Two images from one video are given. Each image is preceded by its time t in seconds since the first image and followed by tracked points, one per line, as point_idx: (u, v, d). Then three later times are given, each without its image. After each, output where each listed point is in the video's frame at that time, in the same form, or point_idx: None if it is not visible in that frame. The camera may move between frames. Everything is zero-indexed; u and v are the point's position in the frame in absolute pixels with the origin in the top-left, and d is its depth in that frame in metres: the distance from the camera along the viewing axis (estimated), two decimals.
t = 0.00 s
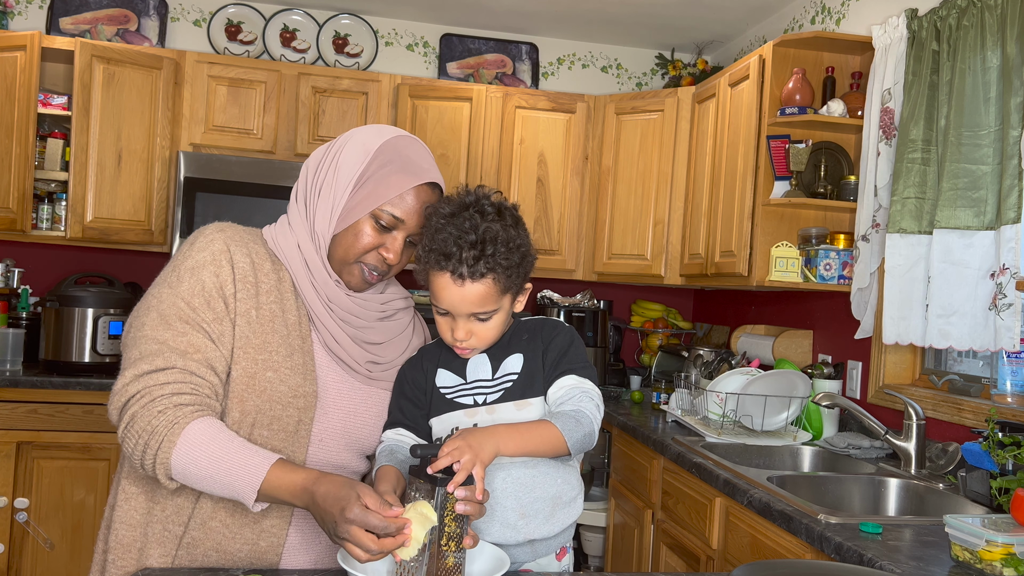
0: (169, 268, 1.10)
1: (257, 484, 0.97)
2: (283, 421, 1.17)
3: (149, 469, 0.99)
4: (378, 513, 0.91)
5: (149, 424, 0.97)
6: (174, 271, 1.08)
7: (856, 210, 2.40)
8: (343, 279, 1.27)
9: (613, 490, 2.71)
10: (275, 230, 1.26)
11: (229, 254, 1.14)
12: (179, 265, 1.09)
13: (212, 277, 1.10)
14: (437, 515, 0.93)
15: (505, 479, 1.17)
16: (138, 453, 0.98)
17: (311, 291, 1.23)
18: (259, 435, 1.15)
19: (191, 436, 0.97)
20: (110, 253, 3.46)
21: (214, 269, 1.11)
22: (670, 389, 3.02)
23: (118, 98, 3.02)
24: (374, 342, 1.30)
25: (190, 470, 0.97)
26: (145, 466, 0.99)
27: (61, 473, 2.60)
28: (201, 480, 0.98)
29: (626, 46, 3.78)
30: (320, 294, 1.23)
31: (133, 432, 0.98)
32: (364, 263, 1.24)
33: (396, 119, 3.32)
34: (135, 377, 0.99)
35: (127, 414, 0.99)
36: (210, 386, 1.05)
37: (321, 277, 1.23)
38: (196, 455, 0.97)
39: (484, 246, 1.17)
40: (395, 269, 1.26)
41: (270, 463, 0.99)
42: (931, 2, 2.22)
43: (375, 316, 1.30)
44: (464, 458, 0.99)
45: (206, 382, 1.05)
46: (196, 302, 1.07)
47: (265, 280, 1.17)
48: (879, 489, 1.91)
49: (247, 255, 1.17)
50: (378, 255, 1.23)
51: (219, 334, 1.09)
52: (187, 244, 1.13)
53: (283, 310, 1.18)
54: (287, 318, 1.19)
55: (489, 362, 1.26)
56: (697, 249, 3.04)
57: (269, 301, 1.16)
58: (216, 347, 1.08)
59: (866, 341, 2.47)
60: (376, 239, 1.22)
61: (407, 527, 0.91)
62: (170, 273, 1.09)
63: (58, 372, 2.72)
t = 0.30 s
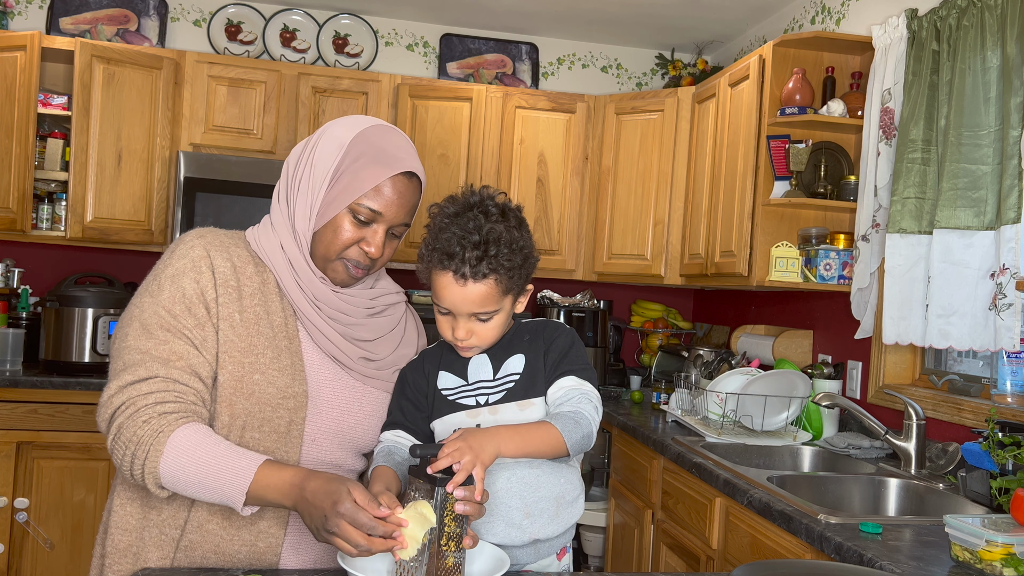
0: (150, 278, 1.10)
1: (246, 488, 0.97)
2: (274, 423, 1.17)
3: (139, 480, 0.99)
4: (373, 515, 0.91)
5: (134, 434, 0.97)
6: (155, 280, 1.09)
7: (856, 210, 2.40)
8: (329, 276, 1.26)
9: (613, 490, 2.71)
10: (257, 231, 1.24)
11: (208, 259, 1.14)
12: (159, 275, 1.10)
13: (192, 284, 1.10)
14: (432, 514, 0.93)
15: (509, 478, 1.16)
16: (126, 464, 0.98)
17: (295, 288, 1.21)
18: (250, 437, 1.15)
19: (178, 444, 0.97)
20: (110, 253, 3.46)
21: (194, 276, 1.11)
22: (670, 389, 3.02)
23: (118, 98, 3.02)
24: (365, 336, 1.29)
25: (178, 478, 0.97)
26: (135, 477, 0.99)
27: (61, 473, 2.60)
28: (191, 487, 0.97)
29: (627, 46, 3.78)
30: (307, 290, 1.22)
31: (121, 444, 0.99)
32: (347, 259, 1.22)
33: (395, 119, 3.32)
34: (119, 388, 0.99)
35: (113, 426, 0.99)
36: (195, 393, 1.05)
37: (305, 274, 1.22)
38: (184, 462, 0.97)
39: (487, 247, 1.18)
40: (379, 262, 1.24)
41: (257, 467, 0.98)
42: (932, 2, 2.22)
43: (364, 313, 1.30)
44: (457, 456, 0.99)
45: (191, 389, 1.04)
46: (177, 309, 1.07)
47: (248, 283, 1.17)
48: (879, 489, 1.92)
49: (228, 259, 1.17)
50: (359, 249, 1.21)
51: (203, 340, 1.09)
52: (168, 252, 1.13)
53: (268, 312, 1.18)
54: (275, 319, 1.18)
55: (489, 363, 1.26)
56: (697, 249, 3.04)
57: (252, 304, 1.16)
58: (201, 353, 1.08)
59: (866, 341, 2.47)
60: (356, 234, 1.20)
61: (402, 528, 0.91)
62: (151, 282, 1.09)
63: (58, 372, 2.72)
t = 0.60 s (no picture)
0: (135, 286, 1.10)
1: (244, 486, 0.97)
2: (267, 423, 1.17)
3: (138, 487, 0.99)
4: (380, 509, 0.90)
5: (131, 440, 0.97)
6: (140, 287, 1.09)
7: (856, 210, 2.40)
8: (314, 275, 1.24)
9: (613, 490, 2.71)
10: (243, 233, 1.24)
11: (192, 264, 1.13)
12: (144, 281, 1.09)
13: (177, 289, 1.09)
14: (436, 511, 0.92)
15: (512, 478, 1.17)
16: (124, 471, 0.98)
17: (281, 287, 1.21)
18: (244, 438, 1.15)
19: (174, 446, 0.98)
20: (110, 253, 3.46)
21: (178, 280, 1.10)
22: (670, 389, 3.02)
23: (118, 98, 3.02)
24: (357, 333, 1.29)
25: (177, 480, 0.97)
26: (133, 484, 0.99)
27: (61, 473, 2.60)
28: (190, 490, 0.97)
29: (626, 46, 3.78)
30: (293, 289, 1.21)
31: (118, 451, 0.99)
32: (330, 257, 1.20)
33: (395, 120, 3.32)
34: (113, 396, 1.00)
35: (110, 434, 0.99)
36: (187, 397, 1.06)
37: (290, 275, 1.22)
38: (182, 463, 0.97)
39: (496, 237, 1.19)
40: (364, 259, 1.21)
41: (251, 466, 0.98)
42: (932, 2, 2.22)
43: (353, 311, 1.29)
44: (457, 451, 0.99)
45: (183, 394, 1.05)
46: (163, 316, 1.06)
47: (234, 285, 1.17)
48: (879, 489, 1.91)
49: (212, 263, 1.16)
50: (342, 246, 1.19)
51: (192, 344, 1.09)
52: (151, 259, 1.13)
53: (255, 314, 1.17)
54: (263, 321, 1.18)
55: (491, 362, 1.26)
56: (697, 249, 3.04)
57: (239, 306, 1.15)
58: (190, 356, 1.08)
59: (866, 341, 2.47)
60: (337, 231, 1.18)
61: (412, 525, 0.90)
62: (136, 289, 1.09)
63: (58, 372, 2.72)
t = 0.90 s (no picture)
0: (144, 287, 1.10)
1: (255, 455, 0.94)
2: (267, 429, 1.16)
3: (150, 473, 0.95)
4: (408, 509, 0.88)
5: (139, 415, 0.94)
6: (148, 286, 1.08)
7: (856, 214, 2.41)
8: (326, 272, 1.22)
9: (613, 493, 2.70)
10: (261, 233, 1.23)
11: (201, 264, 1.12)
12: (153, 280, 1.09)
13: (185, 283, 1.08)
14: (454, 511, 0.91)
15: (528, 485, 1.20)
16: (130, 453, 0.94)
17: (293, 283, 1.17)
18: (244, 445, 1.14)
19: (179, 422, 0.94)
20: (110, 256, 3.46)
21: (188, 277, 1.09)
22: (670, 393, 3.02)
23: (118, 101, 3.02)
24: (368, 330, 1.27)
25: (185, 446, 0.93)
26: (145, 468, 0.95)
27: (61, 477, 2.60)
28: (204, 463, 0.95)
29: (626, 50, 3.78)
30: (304, 284, 1.18)
31: (125, 430, 0.95)
32: (347, 250, 1.18)
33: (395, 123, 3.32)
34: (121, 381, 0.97)
35: (116, 422, 0.96)
36: (195, 374, 1.03)
37: (299, 271, 1.18)
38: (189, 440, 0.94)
39: (564, 228, 1.23)
40: (380, 252, 1.20)
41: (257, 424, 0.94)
42: (931, 6, 2.22)
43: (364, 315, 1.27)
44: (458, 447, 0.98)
45: (192, 372, 1.03)
46: (173, 308, 1.05)
47: (243, 289, 1.14)
48: (879, 493, 1.91)
49: (222, 265, 1.14)
50: (359, 238, 1.18)
51: (203, 337, 1.07)
52: (160, 260, 1.12)
53: (262, 319, 1.16)
54: (270, 328, 1.16)
55: (539, 367, 1.28)
56: (697, 252, 3.05)
57: (247, 311, 1.14)
58: (203, 348, 1.07)
59: (866, 344, 2.47)
60: (353, 222, 1.17)
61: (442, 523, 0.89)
62: (145, 288, 1.08)
63: (57, 375, 2.72)
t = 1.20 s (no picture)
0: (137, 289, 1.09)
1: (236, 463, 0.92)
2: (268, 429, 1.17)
3: (145, 479, 0.95)
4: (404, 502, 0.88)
5: (127, 424, 0.94)
6: (141, 288, 1.08)
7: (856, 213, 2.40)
8: (321, 270, 1.22)
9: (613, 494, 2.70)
10: (254, 232, 1.22)
11: (194, 264, 1.11)
12: (146, 281, 1.08)
13: (177, 286, 1.08)
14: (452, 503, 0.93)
15: (527, 485, 1.20)
16: (123, 461, 0.94)
17: (287, 282, 1.17)
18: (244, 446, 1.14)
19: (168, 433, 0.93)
20: (109, 256, 3.46)
21: (180, 280, 1.08)
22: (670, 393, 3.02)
23: (118, 102, 3.02)
24: (363, 328, 1.27)
25: (176, 455, 0.93)
26: (140, 475, 0.94)
27: (61, 477, 2.60)
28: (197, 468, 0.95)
29: (626, 50, 3.78)
30: (298, 283, 1.18)
31: (117, 440, 0.94)
32: (341, 248, 1.18)
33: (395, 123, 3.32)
34: (112, 389, 0.97)
35: (109, 428, 0.96)
36: (184, 376, 1.02)
37: (293, 270, 1.18)
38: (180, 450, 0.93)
39: (564, 228, 1.23)
40: (375, 248, 1.21)
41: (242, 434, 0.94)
42: (931, 6, 2.22)
43: (359, 311, 1.27)
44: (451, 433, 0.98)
45: (181, 375, 1.02)
46: (166, 312, 1.05)
47: (236, 289, 1.14)
48: (879, 493, 1.91)
49: (215, 265, 1.13)
50: (353, 235, 1.18)
51: (196, 340, 1.07)
52: (153, 261, 1.12)
53: (256, 319, 1.15)
54: (264, 328, 1.16)
55: (539, 368, 1.28)
56: (697, 252, 3.05)
57: (240, 311, 1.13)
58: (195, 352, 1.06)
59: (866, 345, 2.47)
60: (347, 219, 1.17)
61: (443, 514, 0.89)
62: (138, 290, 1.08)
63: (58, 376, 2.72)
